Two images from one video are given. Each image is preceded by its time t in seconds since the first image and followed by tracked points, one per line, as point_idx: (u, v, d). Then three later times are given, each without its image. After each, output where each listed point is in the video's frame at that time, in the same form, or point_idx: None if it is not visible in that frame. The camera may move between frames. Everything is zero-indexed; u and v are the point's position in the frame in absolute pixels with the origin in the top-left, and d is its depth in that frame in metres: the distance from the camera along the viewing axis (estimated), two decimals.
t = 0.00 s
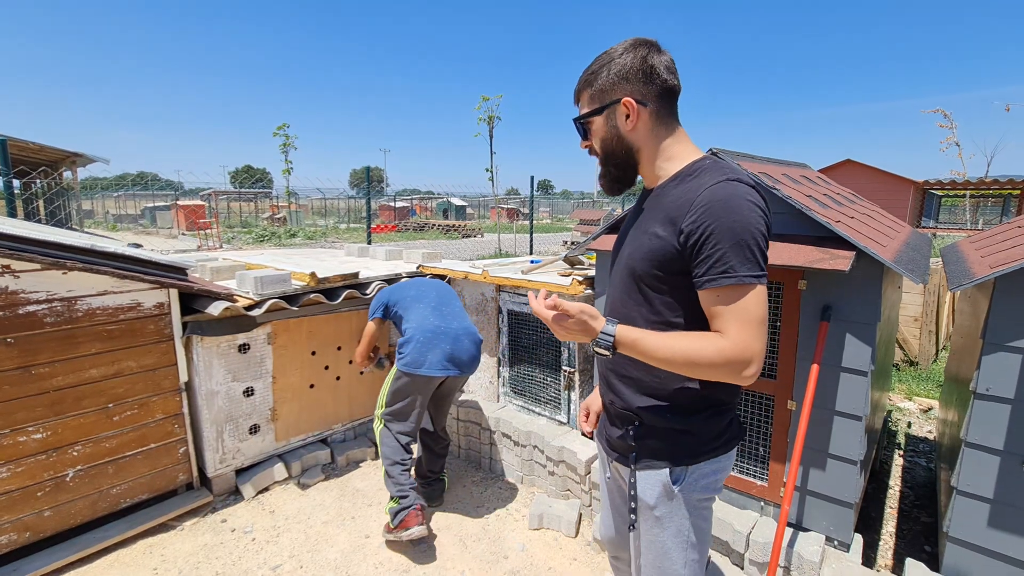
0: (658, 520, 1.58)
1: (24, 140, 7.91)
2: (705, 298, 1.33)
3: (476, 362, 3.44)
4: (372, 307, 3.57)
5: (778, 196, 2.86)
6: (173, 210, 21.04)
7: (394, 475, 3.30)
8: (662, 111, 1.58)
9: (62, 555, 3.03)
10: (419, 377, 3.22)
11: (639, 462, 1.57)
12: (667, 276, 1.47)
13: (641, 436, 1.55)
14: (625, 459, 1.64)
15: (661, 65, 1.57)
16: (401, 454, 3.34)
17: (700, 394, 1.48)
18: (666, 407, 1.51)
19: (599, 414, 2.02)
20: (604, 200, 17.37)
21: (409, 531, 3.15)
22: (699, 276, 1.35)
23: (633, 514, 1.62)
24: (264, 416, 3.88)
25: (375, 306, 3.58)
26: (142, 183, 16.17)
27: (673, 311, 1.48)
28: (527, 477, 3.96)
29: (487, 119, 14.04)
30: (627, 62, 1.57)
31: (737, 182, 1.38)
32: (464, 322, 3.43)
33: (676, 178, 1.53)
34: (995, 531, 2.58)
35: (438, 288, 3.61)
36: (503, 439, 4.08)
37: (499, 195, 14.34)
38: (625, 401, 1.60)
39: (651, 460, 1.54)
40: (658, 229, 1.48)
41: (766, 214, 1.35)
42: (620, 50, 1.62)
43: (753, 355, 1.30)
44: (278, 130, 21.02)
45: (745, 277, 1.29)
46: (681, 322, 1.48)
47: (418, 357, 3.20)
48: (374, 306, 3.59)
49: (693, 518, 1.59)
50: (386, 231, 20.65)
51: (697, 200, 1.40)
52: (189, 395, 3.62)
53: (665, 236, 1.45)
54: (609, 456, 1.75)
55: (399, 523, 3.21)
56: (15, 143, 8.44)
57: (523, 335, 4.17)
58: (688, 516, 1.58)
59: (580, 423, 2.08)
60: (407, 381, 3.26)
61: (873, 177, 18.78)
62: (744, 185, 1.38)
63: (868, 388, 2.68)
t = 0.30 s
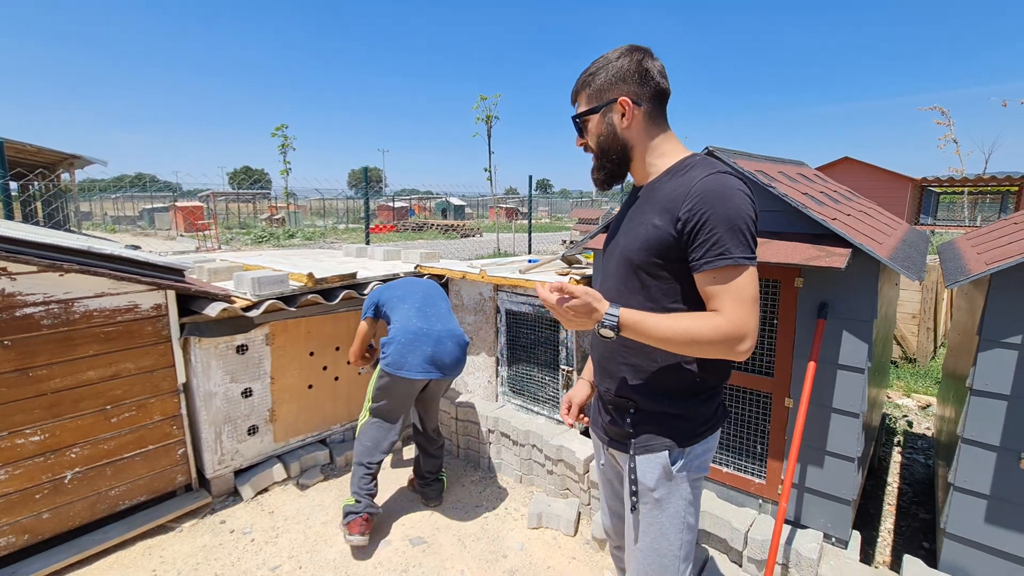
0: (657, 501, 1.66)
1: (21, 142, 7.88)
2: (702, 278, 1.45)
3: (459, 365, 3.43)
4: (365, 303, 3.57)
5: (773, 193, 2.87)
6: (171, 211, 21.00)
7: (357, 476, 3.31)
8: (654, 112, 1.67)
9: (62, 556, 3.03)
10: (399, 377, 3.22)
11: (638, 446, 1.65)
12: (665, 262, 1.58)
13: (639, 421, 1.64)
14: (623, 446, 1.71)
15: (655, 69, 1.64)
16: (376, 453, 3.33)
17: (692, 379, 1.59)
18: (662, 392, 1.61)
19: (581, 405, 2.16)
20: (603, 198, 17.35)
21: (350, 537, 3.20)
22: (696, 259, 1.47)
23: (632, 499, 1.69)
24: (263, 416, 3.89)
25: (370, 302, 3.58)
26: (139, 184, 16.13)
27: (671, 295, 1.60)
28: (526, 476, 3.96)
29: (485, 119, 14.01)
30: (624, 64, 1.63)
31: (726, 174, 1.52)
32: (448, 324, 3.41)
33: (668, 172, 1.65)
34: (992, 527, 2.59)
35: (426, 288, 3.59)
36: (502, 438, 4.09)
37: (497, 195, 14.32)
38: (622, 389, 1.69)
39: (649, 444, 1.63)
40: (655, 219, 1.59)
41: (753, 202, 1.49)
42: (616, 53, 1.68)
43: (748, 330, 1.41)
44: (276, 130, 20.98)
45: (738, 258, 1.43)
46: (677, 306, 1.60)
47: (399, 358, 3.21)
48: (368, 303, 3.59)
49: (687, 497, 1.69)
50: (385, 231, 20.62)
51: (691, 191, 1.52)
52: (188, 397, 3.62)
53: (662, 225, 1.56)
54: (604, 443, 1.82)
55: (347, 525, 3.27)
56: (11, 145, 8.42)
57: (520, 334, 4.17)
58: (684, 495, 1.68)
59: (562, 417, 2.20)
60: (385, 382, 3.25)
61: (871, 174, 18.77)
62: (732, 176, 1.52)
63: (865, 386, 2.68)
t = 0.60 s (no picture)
0: (662, 488, 1.81)
1: (22, 147, 7.90)
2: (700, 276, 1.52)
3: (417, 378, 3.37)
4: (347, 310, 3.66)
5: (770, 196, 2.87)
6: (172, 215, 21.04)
7: (340, 484, 3.32)
8: (642, 128, 1.76)
9: (65, 561, 3.05)
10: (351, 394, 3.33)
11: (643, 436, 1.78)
12: (663, 263, 1.65)
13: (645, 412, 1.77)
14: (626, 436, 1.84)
15: (641, 88, 1.73)
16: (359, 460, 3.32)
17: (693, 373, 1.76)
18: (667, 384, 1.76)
19: (579, 403, 2.29)
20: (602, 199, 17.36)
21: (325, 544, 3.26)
22: (694, 259, 1.54)
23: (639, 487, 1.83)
24: (264, 420, 3.91)
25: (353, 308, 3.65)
26: (139, 188, 16.16)
27: (669, 294, 1.66)
28: (527, 478, 3.97)
29: (484, 121, 14.04)
30: (611, 86, 1.72)
31: (717, 181, 1.61)
32: (401, 337, 3.34)
33: (662, 180, 1.73)
34: (990, 527, 2.60)
35: (391, 295, 3.51)
36: (503, 440, 4.10)
37: (496, 196, 14.33)
38: (628, 383, 1.82)
39: (654, 433, 1.77)
40: (653, 222, 1.66)
41: (743, 206, 1.59)
42: (605, 74, 1.78)
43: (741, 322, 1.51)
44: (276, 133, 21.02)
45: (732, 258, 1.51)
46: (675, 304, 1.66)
47: (348, 371, 3.31)
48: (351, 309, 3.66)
49: (687, 484, 1.85)
50: (385, 233, 20.64)
51: (687, 195, 1.60)
52: (189, 401, 3.63)
53: (661, 229, 1.63)
54: (608, 435, 1.94)
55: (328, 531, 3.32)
56: (13, 150, 8.46)
57: (520, 336, 4.19)
58: (685, 482, 1.83)
59: (561, 415, 2.33)
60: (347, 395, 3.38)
61: (871, 173, 18.76)
62: (723, 183, 1.62)
63: (863, 386, 2.69)
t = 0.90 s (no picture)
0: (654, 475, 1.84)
1: (35, 150, 8.03)
2: (704, 274, 1.54)
3: (353, 382, 3.03)
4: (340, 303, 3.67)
5: (777, 197, 2.87)
6: (180, 217, 21.25)
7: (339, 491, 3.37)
8: (650, 136, 1.79)
9: (77, 558, 3.09)
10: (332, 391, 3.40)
11: (646, 424, 1.82)
12: (671, 265, 1.66)
13: (652, 404, 1.82)
14: (631, 425, 1.89)
15: (646, 99, 1.78)
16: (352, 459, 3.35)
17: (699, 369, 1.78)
18: (672, 378, 1.79)
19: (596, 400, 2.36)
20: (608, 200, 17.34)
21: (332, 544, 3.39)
22: (699, 257, 1.56)
23: (634, 472, 1.86)
24: (273, 419, 3.94)
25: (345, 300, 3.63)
26: (149, 191, 16.34)
27: (677, 294, 1.68)
28: (533, 478, 3.99)
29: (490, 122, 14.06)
30: (618, 98, 1.77)
31: (721, 185, 1.64)
32: (324, 342, 3.06)
33: (668, 185, 1.75)
34: (999, 528, 2.58)
35: (330, 293, 3.22)
36: (509, 440, 4.13)
37: (502, 197, 14.35)
38: (634, 374, 1.87)
39: (657, 422, 1.80)
40: (660, 225, 1.68)
41: (747, 209, 1.62)
42: (610, 88, 1.84)
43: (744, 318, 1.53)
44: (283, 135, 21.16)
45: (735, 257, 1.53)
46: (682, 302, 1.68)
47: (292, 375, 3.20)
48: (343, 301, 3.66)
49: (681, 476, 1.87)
50: (391, 235, 20.72)
51: (692, 198, 1.62)
52: (199, 401, 3.67)
53: (668, 232, 1.65)
54: (613, 423, 2.00)
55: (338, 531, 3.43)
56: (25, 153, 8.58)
57: (526, 336, 4.21)
58: (679, 473, 1.86)
59: (580, 410, 2.41)
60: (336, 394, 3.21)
61: (879, 173, 18.62)
62: (727, 186, 1.65)
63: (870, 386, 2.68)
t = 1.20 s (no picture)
0: (658, 476, 1.85)
1: (53, 154, 8.21)
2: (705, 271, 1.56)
3: (314, 372, 2.87)
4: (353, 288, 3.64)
5: (783, 198, 2.86)
6: (194, 219, 21.55)
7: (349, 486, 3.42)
8: (657, 138, 1.82)
9: (95, 553, 3.17)
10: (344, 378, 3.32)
11: (649, 425, 1.85)
12: (674, 265, 1.68)
13: (654, 404, 1.85)
14: (634, 425, 1.92)
15: (654, 102, 1.80)
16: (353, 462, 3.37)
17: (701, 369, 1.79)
18: (675, 378, 1.81)
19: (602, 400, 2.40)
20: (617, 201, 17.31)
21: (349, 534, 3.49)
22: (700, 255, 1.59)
23: (639, 473, 1.88)
24: (284, 419, 4.00)
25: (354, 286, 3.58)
26: (164, 193, 16.61)
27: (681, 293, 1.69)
28: (540, 479, 4.01)
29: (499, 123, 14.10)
30: (626, 101, 1.79)
31: (724, 186, 1.66)
32: (286, 331, 2.95)
33: (672, 187, 1.77)
34: (1009, 531, 2.56)
35: (296, 278, 3.10)
36: (517, 441, 4.15)
37: (512, 198, 14.38)
38: (638, 375, 1.89)
39: (660, 423, 1.83)
40: (664, 226, 1.70)
41: (749, 209, 1.64)
42: (618, 91, 1.87)
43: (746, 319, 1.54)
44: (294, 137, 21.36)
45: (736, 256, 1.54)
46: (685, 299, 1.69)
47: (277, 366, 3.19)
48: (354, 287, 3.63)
49: (684, 478, 1.89)
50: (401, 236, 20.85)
51: (695, 199, 1.64)
52: (212, 400, 3.74)
53: (672, 232, 1.67)
54: (616, 424, 2.03)
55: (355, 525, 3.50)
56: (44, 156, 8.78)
57: (533, 337, 4.23)
58: (683, 475, 1.87)
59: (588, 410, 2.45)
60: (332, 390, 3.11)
61: (893, 173, 18.40)
62: (730, 188, 1.66)
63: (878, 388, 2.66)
